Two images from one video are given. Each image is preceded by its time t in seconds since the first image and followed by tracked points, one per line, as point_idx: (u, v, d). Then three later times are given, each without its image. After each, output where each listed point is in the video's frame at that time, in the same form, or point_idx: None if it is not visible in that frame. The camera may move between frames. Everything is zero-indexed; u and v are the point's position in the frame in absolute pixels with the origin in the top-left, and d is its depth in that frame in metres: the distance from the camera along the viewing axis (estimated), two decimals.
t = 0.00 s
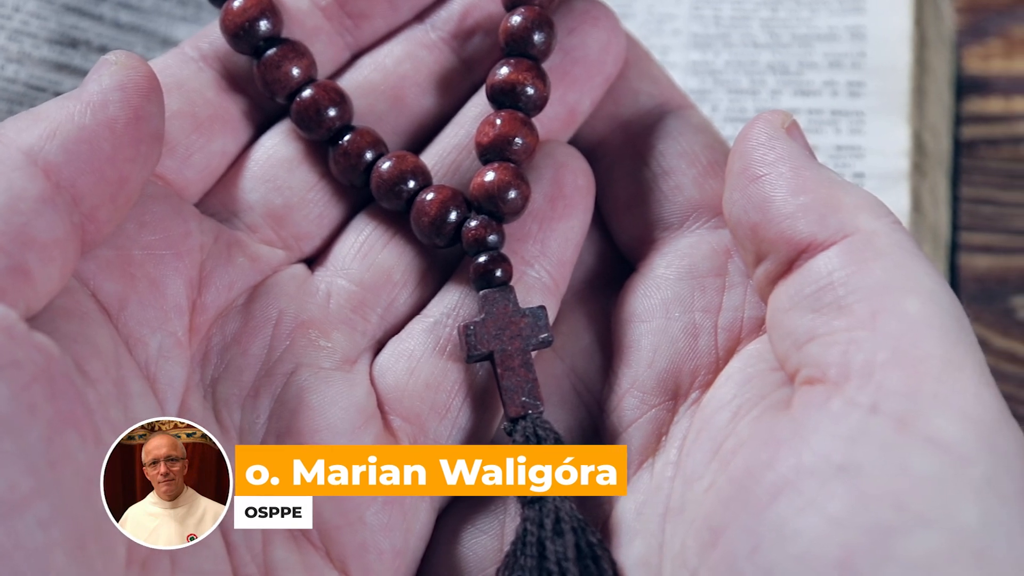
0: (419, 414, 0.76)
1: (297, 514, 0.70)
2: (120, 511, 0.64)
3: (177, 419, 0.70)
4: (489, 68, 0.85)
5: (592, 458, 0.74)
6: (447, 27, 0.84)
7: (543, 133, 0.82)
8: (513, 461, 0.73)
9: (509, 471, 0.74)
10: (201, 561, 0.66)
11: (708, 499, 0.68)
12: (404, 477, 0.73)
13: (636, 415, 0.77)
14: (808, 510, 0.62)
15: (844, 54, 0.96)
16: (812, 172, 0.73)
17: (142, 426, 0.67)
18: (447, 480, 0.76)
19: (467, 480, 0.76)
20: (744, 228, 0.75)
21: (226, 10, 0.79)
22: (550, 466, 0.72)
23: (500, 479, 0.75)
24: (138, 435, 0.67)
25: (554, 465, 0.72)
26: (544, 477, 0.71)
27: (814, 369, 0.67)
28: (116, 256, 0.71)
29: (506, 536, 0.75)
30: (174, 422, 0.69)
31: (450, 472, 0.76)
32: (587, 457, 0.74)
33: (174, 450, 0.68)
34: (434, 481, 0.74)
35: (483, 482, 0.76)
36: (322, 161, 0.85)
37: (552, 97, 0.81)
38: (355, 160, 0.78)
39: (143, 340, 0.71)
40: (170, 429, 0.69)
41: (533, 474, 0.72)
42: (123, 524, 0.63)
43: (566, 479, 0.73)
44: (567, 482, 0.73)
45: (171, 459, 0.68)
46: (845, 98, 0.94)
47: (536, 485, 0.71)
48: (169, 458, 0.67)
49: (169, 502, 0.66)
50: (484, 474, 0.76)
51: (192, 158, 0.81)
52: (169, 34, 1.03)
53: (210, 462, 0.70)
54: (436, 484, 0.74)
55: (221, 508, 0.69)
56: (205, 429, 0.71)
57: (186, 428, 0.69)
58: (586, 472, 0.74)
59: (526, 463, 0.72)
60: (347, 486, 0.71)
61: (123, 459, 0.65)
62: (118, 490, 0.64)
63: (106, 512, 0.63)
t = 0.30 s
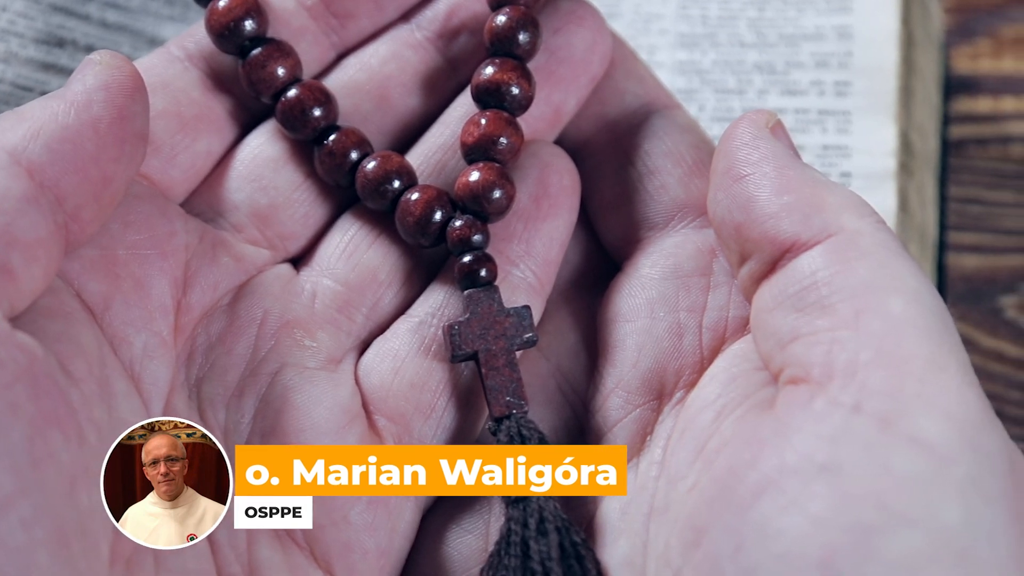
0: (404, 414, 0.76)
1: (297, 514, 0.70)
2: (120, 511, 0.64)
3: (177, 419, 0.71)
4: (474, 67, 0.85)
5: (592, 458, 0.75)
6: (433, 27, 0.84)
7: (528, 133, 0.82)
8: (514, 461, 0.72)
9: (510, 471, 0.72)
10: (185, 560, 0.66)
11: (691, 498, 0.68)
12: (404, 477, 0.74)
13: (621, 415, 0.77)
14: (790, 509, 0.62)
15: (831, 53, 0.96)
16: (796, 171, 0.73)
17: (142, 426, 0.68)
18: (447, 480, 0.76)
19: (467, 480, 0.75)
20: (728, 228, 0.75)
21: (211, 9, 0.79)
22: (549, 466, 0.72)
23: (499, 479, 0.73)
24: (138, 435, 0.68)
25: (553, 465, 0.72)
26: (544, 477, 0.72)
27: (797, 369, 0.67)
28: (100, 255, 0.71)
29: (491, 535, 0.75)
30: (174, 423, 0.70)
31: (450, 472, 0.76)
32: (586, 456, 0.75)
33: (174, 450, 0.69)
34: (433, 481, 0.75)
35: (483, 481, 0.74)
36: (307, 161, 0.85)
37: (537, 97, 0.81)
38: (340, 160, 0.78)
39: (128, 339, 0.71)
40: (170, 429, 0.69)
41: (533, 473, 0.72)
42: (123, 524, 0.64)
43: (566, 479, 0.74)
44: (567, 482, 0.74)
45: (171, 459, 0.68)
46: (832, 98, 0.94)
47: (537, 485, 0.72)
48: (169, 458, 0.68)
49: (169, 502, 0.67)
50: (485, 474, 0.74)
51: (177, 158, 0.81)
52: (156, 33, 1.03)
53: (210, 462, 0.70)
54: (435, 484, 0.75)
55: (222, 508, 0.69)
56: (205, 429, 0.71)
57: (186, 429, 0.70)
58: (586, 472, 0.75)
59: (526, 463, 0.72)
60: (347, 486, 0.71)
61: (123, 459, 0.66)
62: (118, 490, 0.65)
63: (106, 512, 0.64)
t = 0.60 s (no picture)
0: (390, 413, 0.76)
1: (297, 514, 0.70)
2: (120, 511, 0.65)
3: (178, 419, 0.71)
4: (461, 67, 0.85)
5: (591, 458, 0.75)
6: (419, 26, 0.84)
7: (515, 132, 0.82)
8: (514, 461, 0.72)
9: (510, 471, 0.72)
10: (170, 559, 0.66)
11: (675, 498, 0.68)
12: (404, 477, 0.74)
13: (606, 414, 0.77)
14: (773, 508, 0.62)
15: (818, 53, 0.97)
16: (782, 171, 0.73)
17: (142, 426, 0.69)
18: (447, 480, 0.75)
19: (466, 480, 0.74)
20: (713, 227, 0.75)
21: (198, 9, 0.79)
22: (549, 466, 0.74)
23: (501, 480, 0.71)
24: (138, 435, 0.69)
25: (553, 465, 0.74)
26: (544, 477, 0.73)
27: (782, 368, 0.67)
28: (85, 255, 0.71)
29: (476, 534, 0.75)
30: (174, 423, 0.71)
31: (450, 472, 0.75)
32: (586, 457, 0.75)
33: (174, 450, 0.69)
34: (434, 481, 0.75)
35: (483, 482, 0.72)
36: (293, 160, 0.85)
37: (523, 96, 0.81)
38: (326, 159, 0.78)
39: (113, 339, 0.70)
40: (170, 429, 0.70)
41: (533, 473, 0.73)
42: (122, 524, 0.65)
43: (566, 479, 0.75)
44: (567, 482, 0.75)
45: (171, 459, 0.69)
46: (820, 98, 0.95)
47: (537, 485, 0.73)
48: (169, 458, 0.69)
49: (169, 502, 0.68)
50: (484, 474, 0.72)
51: (164, 157, 0.81)
52: (143, 32, 1.03)
53: (210, 462, 0.71)
54: (436, 484, 0.75)
55: (221, 508, 0.70)
56: (205, 429, 0.72)
57: (186, 429, 0.71)
58: (586, 472, 0.75)
59: (526, 463, 0.72)
60: (347, 486, 0.72)
61: (123, 459, 0.67)
62: (118, 490, 0.66)
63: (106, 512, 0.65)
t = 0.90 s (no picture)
0: (375, 412, 0.76)
1: (297, 514, 0.70)
2: (120, 511, 0.66)
3: (178, 419, 0.72)
4: (447, 66, 0.85)
5: (592, 458, 0.74)
6: (406, 25, 0.85)
7: (501, 132, 0.82)
8: (514, 461, 0.72)
9: (510, 471, 0.72)
10: (155, 559, 0.66)
11: (659, 497, 0.68)
12: (404, 477, 0.75)
13: (592, 414, 0.78)
14: (757, 508, 0.62)
15: (806, 53, 0.98)
16: (767, 170, 0.73)
17: (142, 426, 0.70)
18: (447, 480, 0.75)
19: (466, 480, 0.73)
20: (699, 226, 0.75)
21: (184, 8, 0.79)
22: (549, 466, 0.75)
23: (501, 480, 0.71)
24: (138, 435, 0.69)
25: (553, 465, 0.75)
26: (544, 478, 0.75)
27: (766, 367, 0.67)
28: (72, 254, 0.71)
29: (461, 534, 0.75)
30: (174, 423, 0.71)
31: (451, 472, 0.75)
32: (587, 457, 0.75)
33: (174, 450, 0.70)
34: (434, 481, 0.75)
35: (483, 482, 0.71)
36: (280, 160, 0.85)
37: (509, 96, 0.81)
38: (313, 158, 0.78)
39: (99, 338, 0.70)
40: (170, 429, 0.71)
41: (533, 473, 0.74)
42: (122, 524, 0.66)
43: (566, 479, 0.75)
44: (567, 482, 0.75)
45: (171, 459, 0.69)
46: (807, 97, 0.96)
47: (537, 485, 0.75)
48: (169, 458, 0.69)
49: (169, 502, 0.68)
50: (484, 475, 0.71)
51: (150, 156, 0.81)
52: (131, 32, 1.03)
53: (210, 462, 0.71)
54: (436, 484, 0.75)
55: (221, 508, 0.70)
56: (205, 430, 0.73)
57: (186, 429, 0.71)
58: (586, 472, 0.74)
59: (526, 463, 0.73)
60: (347, 486, 0.72)
61: (123, 459, 0.68)
62: (118, 490, 0.67)
63: (106, 512, 0.66)
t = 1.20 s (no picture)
0: (361, 412, 0.76)
1: (297, 514, 0.71)
2: (120, 511, 0.67)
3: (178, 419, 0.73)
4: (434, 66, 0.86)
5: (592, 458, 0.73)
6: (393, 25, 0.85)
7: (487, 131, 0.83)
8: (514, 461, 0.73)
9: (511, 472, 0.73)
10: (140, 558, 0.66)
11: (643, 497, 0.68)
12: (404, 477, 0.76)
13: (577, 413, 0.78)
14: (740, 507, 0.62)
15: (793, 52, 0.98)
16: (752, 170, 0.73)
17: (142, 426, 0.71)
18: (447, 480, 0.73)
19: (467, 480, 0.71)
20: (684, 226, 0.75)
21: (171, 7, 0.79)
22: (550, 467, 0.75)
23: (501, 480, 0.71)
24: (139, 435, 0.70)
25: (553, 465, 0.75)
26: (544, 477, 0.75)
27: (750, 366, 0.68)
28: (58, 253, 0.71)
29: (447, 533, 0.75)
30: (174, 423, 0.72)
31: (451, 472, 0.72)
32: (587, 457, 0.74)
33: (174, 450, 0.70)
34: (434, 481, 0.75)
35: (484, 483, 0.71)
36: (266, 159, 0.85)
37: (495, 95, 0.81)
38: (299, 158, 0.78)
39: (85, 337, 0.70)
40: (170, 429, 0.71)
41: (533, 473, 0.75)
42: (122, 524, 0.66)
43: (567, 478, 0.75)
44: (567, 482, 0.75)
45: (171, 459, 0.70)
46: (794, 97, 0.96)
47: (537, 485, 0.75)
48: (169, 458, 0.70)
49: (169, 502, 0.69)
50: (485, 474, 0.71)
51: (136, 156, 0.81)
52: (118, 32, 1.03)
53: (210, 462, 0.72)
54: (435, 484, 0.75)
55: (221, 508, 0.70)
56: (205, 430, 0.73)
57: (186, 429, 0.72)
58: (587, 472, 0.73)
59: (526, 463, 0.74)
60: (347, 486, 0.73)
61: (123, 459, 0.69)
62: (118, 490, 0.67)
63: (107, 513, 0.66)
